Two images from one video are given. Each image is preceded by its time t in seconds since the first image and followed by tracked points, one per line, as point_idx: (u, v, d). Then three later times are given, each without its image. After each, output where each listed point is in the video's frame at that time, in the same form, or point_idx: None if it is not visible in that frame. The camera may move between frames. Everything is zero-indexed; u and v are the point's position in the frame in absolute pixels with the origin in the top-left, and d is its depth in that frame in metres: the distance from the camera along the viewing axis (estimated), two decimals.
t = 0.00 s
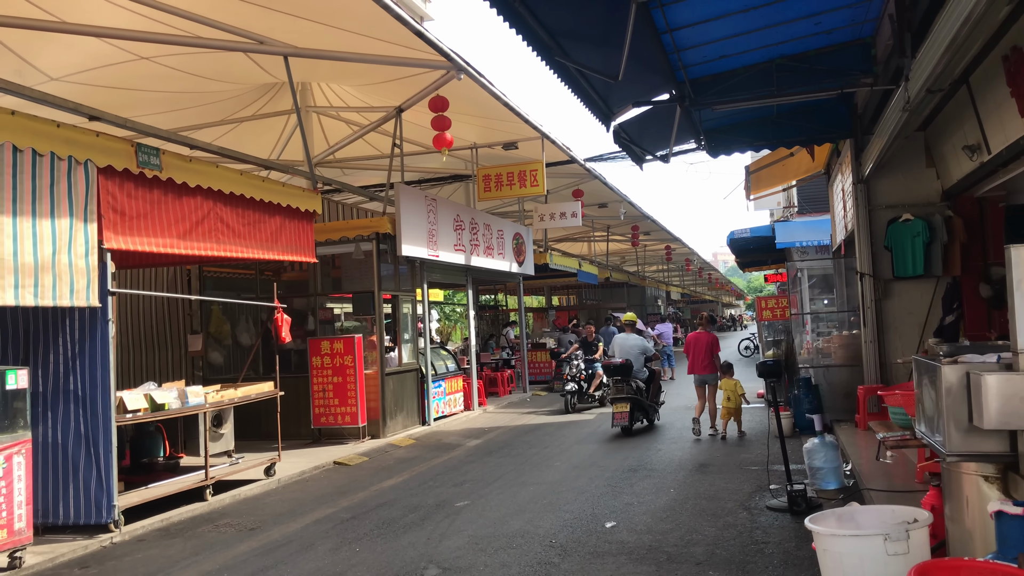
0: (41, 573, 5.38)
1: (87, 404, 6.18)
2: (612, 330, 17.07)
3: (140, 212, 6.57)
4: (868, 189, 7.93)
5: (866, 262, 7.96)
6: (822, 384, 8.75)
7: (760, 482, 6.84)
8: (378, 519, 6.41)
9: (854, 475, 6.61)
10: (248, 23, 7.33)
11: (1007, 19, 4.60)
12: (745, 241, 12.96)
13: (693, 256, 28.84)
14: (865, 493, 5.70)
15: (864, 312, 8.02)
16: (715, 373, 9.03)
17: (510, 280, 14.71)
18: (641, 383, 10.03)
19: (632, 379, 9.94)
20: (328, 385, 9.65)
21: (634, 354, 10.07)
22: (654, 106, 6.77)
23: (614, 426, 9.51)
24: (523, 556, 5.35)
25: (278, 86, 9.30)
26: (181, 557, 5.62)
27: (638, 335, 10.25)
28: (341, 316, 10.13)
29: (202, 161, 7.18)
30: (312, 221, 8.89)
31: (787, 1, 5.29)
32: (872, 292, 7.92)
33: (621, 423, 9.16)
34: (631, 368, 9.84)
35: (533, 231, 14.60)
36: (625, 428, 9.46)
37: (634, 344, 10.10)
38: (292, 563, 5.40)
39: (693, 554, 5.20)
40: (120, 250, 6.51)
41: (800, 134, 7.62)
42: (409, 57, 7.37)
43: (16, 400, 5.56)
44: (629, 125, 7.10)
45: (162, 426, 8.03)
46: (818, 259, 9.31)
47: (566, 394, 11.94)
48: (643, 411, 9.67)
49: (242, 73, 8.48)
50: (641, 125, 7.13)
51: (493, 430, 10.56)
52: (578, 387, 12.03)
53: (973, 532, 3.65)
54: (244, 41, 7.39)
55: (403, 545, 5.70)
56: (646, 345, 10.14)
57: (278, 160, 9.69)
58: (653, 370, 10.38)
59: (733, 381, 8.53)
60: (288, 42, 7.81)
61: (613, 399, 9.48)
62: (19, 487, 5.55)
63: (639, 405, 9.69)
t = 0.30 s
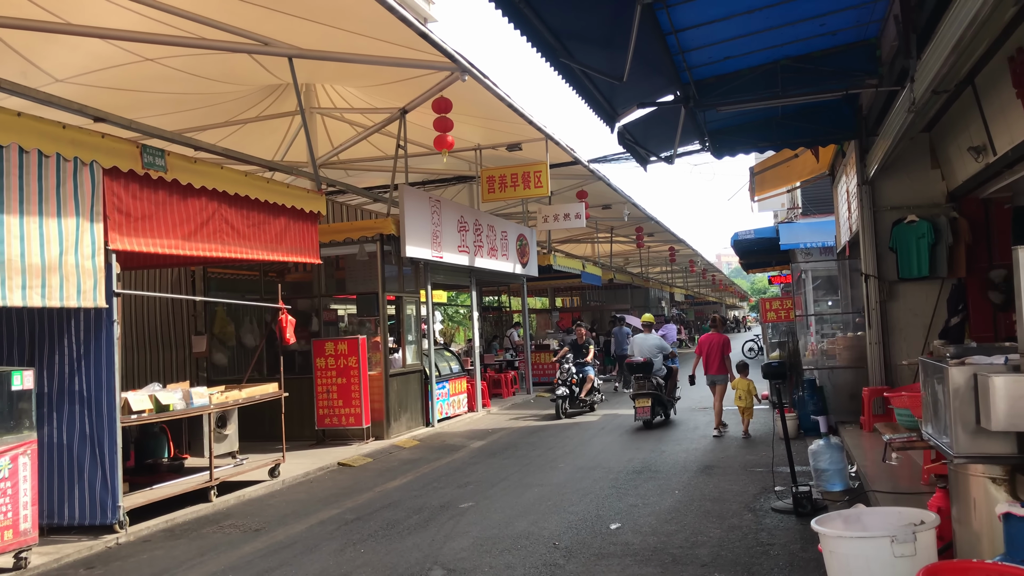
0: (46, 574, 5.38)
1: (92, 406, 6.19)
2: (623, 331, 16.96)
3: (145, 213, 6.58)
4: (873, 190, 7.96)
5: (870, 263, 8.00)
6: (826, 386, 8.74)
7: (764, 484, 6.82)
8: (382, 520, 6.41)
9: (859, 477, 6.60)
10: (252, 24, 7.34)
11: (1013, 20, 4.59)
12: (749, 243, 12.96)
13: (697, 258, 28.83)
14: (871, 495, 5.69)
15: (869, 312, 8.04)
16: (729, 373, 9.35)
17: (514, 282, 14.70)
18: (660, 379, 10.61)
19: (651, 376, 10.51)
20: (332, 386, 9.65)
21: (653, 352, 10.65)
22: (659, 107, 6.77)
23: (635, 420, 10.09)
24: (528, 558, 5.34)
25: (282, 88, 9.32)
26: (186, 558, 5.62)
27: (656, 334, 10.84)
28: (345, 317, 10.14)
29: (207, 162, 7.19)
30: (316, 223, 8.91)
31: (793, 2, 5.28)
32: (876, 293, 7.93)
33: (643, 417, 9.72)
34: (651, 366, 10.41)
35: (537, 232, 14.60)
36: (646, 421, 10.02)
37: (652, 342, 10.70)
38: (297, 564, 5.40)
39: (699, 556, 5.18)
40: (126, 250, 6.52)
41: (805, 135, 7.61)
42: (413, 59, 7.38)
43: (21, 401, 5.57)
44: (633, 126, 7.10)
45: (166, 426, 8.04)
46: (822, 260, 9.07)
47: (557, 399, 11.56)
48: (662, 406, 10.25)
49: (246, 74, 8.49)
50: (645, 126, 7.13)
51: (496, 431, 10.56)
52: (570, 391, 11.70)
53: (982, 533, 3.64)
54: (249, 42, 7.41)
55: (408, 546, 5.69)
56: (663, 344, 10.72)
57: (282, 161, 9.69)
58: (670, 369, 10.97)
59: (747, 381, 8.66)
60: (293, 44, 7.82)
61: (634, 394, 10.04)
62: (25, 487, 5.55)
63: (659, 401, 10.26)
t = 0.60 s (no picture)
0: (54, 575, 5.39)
1: (99, 407, 6.21)
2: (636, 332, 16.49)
3: (152, 215, 6.60)
4: (879, 192, 7.89)
5: (877, 264, 7.92)
6: (832, 388, 8.72)
7: (770, 485, 6.81)
8: (388, 521, 6.42)
9: (866, 479, 6.59)
10: (258, 26, 7.36)
11: (1020, 21, 4.59)
12: (753, 244, 12.95)
13: (702, 260, 28.82)
14: (877, 497, 5.67)
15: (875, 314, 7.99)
16: (742, 373, 9.58)
17: (519, 283, 14.69)
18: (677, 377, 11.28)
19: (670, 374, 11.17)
20: (338, 387, 9.66)
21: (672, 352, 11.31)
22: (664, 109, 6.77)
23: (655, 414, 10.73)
24: (534, 559, 5.33)
25: (287, 89, 9.34)
26: (193, 559, 5.63)
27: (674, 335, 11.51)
28: (350, 318, 10.15)
29: (213, 164, 7.21)
30: (322, 224, 8.93)
31: (800, 3, 5.28)
32: (883, 295, 7.89)
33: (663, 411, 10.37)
34: (670, 364, 11.07)
35: (542, 234, 14.62)
36: (665, 416, 10.68)
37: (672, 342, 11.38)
38: (304, 565, 5.41)
39: (705, 558, 5.18)
40: (133, 252, 6.54)
41: (810, 137, 7.61)
42: (419, 60, 7.38)
43: (29, 401, 5.58)
44: (639, 128, 7.10)
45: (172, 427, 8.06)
46: (827, 261, 9.05)
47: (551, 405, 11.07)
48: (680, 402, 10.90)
49: (251, 76, 8.51)
50: (651, 128, 7.14)
51: (502, 433, 10.56)
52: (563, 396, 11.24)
53: (991, 536, 3.63)
54: (255, 44, 7.43)
55: (414, 547, 5.69)
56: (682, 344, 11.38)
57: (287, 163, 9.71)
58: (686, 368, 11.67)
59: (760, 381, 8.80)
60: (298, 46, 7.83)
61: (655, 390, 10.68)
62: (32, 488, 5.56)
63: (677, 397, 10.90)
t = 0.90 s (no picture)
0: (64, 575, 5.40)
1: (108, 408, 6.22)
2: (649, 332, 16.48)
3: (162, 216, 6.62)
4: (887, 193, 7.90)
5: (885, 265, 7.91)
6: (840, 389, 8.70)
7: (780, 487, 6.79)
8: (397, 522, 6.42)
9: (875, 480, 6.57)
10: (265, 28, 7.37)
11: None
12: (760, 245, 12.94)
13: (708, 261, 28.78)
14: (887, 499, 5.65)
15: (884, 315, 7.98)
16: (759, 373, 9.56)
17: (525, 284, 14.69)
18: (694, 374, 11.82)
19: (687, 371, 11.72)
20: (345, 389, 9.67)
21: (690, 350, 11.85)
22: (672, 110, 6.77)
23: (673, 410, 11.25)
24: (543, 561, 5.32)
25: (294, 91, 9.37)
26: (202, 560, 5.64)
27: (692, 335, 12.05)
28: (357, 319, 10.16)
29: (221, 165, 7.23)
30: (330, 226, 8.96)
31: (809, 4, 5.28)
32: (891, 296, 7.88)
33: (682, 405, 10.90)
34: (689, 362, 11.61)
35: (548, 235, 14.62)
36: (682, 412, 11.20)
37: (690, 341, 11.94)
38: (313, 566, 5.41)
39: (715, 559, 5.16)
40: (143, 253, 6.55)
41: (818, 138, 7.60)
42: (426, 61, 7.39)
43: (40, 402, 5.59)
44: (647, 129, 7.11)
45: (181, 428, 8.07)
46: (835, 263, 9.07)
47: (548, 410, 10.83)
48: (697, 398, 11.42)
49: (258, 78, 8.53)
50: (659, 129, 7.14)
51: (509, 434, 10.56)
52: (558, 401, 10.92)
53: (1004, 537, 3.61)
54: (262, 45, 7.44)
55: (423, 549, 5.69)
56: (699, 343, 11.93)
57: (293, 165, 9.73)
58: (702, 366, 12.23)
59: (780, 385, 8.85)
60: (305, 47, 7.84)
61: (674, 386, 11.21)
62: (43, 488, 5.58)
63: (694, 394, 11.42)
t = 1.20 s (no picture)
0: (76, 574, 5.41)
1: (119, 409, 6.24)
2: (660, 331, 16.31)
3: (173, 216, 6.63)
4: (898, 193, 7.84)
5: (896, 265, 7.88)
6: (852, 390, 8.65)
7: (791, 488, 6.76)
8: (407, 523, 6.41)
9: (887, 481, 6.54)
10: (274, 29, 7.38)
11: None
12: (769, 246, 12.90)
13: (716, 261, 28.72)
14: (899, 499, 5.62)
15: (895, 315, 7.95)
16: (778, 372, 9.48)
17: (534, 285, 14.67)
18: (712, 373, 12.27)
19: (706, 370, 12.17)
20: (355, 389, 9.68)
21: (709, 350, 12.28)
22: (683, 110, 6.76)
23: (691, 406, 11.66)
24: (555, 561, 5.31)
25: (303, 92, 9.38)
26: (213, 560, 5.64)
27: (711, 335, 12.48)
28: (366, 320, 10.17)
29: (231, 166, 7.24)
30: (339, 226, 8.98)
31: (821, 2, 5.26)
32: (902, 296, 7.85)
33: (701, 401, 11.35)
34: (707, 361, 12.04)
35: (557, 236, 14.61)
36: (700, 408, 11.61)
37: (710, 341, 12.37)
38: (324, 566, 5.40)
39: (728, 560, 5.14)
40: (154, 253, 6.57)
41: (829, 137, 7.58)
42: (436, 62, 7.39)
43: (52, 402, 5.61)
44: (657, 129, 7.10)
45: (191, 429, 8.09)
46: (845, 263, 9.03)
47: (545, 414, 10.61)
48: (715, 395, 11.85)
49: (267, 79, 8.55)
50: (669, 129, 7.13)
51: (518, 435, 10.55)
52: (557, 405, 10.67)
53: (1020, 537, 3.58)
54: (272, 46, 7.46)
55: (433, 549, 5.68)
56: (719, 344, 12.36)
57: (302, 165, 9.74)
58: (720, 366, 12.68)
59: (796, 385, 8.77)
60: (314, 47, 7.85)
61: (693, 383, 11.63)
62: (55, 488, 5.59)
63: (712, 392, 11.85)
